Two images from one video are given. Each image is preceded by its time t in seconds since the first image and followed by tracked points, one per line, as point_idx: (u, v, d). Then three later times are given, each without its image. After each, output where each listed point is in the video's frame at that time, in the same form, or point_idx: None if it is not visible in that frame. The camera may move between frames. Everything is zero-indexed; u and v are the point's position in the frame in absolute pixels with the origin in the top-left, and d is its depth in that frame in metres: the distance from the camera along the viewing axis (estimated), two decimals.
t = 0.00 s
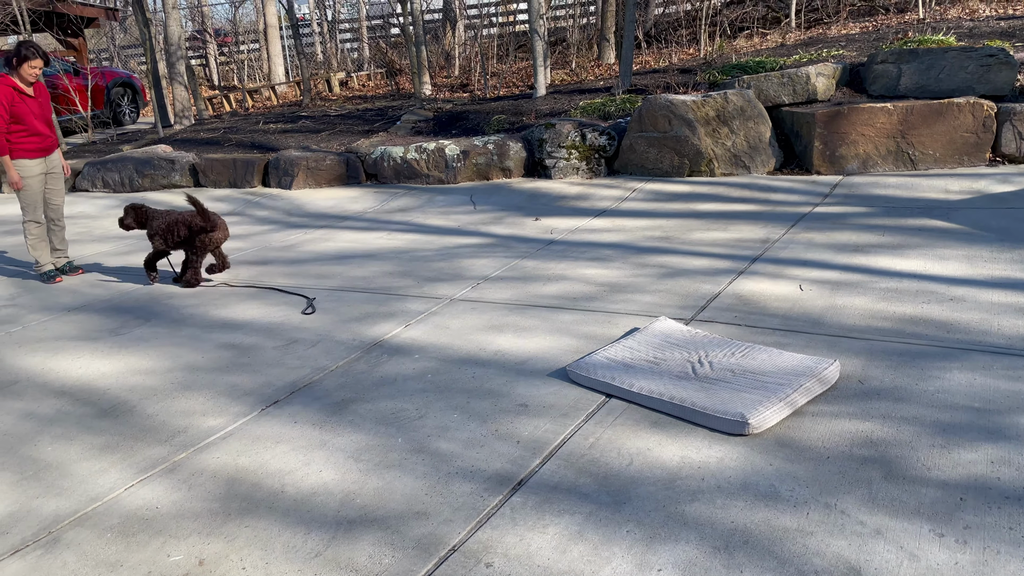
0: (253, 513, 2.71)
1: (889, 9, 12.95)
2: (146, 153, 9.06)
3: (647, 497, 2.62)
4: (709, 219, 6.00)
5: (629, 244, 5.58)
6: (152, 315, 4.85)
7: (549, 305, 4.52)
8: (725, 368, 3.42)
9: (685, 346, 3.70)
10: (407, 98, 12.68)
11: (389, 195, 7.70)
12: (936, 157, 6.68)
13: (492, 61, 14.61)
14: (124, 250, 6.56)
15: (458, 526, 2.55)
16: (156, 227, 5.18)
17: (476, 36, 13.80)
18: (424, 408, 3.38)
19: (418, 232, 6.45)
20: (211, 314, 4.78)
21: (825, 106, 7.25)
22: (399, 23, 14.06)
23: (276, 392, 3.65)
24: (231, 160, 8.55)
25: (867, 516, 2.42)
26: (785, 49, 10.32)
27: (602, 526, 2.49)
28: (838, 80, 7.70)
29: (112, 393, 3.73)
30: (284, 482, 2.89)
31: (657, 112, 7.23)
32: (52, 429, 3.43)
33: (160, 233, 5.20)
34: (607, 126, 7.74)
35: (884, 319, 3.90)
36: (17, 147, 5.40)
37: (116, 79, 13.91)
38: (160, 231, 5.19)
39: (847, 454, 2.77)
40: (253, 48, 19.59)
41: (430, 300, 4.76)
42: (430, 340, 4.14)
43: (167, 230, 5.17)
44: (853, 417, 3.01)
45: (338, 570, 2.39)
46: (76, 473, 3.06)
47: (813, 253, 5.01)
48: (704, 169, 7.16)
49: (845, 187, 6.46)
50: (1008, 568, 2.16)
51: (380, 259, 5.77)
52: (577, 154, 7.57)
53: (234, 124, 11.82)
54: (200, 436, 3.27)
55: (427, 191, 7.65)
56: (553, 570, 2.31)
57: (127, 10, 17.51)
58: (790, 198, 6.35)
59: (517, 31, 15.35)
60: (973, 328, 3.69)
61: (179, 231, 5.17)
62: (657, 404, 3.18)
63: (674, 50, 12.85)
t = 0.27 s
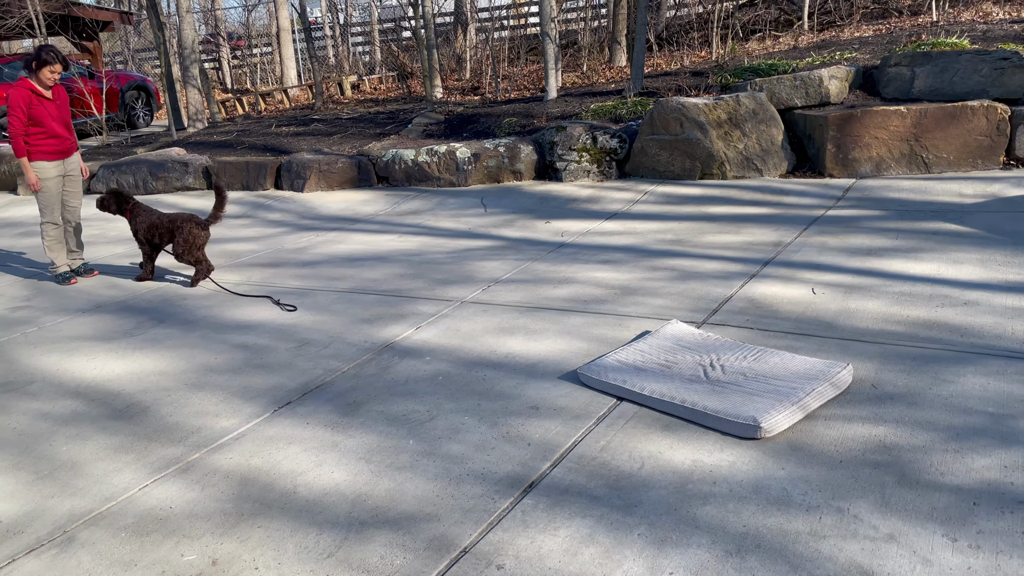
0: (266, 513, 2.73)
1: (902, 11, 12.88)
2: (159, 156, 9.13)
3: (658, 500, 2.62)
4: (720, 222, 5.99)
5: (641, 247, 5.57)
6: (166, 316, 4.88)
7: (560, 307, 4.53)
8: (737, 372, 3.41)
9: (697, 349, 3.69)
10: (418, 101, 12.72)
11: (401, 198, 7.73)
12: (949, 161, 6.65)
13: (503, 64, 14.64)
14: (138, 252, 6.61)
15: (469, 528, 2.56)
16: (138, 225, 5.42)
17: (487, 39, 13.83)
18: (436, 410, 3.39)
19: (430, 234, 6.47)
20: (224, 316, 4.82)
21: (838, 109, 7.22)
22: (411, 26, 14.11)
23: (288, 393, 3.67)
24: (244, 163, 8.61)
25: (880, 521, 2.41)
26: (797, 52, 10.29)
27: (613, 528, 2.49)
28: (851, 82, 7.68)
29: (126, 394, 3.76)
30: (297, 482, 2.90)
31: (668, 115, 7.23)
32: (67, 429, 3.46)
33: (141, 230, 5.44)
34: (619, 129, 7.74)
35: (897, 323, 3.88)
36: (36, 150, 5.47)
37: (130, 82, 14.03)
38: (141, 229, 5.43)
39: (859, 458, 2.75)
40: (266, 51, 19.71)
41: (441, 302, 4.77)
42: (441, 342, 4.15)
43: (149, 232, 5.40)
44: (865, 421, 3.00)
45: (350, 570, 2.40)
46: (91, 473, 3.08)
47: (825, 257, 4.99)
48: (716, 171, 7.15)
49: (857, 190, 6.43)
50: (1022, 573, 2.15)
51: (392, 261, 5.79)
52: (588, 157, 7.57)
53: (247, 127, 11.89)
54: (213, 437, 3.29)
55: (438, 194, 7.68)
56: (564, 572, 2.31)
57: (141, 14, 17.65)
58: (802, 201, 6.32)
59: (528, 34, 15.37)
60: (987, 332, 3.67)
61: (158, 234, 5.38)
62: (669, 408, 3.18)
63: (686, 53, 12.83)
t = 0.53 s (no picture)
0: (275, 515, 2.73)
1: (914, 13, 12.80)
2: (171, 159, 9.18)
3: (668, 504, 2.60)
4: (731, 225, 5.96)
5: (651, 250, 5.55)
6: (177, 318, 4.91)
7: (570, 311, 4.52)
8: (747, 375, 3.39)
9: (707, 353, 3.67)
10: (428, 104, 12.74)
11: (410, 201, 7.74)
12: (962, 164, 6.61)
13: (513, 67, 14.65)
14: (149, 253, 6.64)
15: (478, 531, 2.55)
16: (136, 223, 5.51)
17: (497, 42, 13.84)
18: (445, 412, 3.39)
19: (439, 237, 6.47)
20: (235, 318, 4.83)
21: (849, 112, 7.19)
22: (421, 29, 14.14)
23: (298, 395, 3.67)
24: (254, 166, 8.65)
25: (892, 526, 2.39)
26: (808, 55, 10.25)
27: (623, 533, 2.48)
28: (863, 85, 7.65)
29: (138, 395, 3.78)
30: (306, 485, 2.91)
31: (678, 118, 7.21)
32: (79, 430, 3.47)
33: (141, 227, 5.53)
34: (629, 132, 7.73)
35: (910, 327, 3.85)
36: (51, 152, 5.51)
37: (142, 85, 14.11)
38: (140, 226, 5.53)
39: (871, 463, 2.73)
40: (277, 54, 19.80)
41: (451, 305, 4.77)
42: (451, 344, 4.15)
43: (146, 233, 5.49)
44: (877, 426, 2.98)
45: (359, 573, 2.39)
46: (102, 474, 3.09)
47: (837, 260, 4.96)
48: (727, 174, 7.12)
49: (869, 193, 6.39)
50: None
51: (402, 263, 5.79)
52: (598, 160, 7.56)
53: (258, 130, 11.94)
54: (223, 439, 3.30)
55: (448, 197, 7.68)
56: None
57: (154, 18, 17.76)
58: (814, 204, 6.29)
59: (538, 37, 15.38)
60: (1001, 337, 3.63)
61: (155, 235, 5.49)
62: (679, 412, 3.16)
63: (696, 56, 12.81)
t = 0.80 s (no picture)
0: (283, 516, 2.74)
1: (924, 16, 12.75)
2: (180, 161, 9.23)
3: (675, 507, 2.60)
4: (739, 228, 5.95)
5: (658, 253, 5.55)
6: (186, 320, 4.93)
7: (578, 313, 4.52)
8: (755, 378, 3.39)
9: (715, 356, 3.67)
10: (437, 107, 12.78)
11: (418, 203, 7.76)
12: (971, 167, 6.58)
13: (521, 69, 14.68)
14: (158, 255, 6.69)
15: (485, 534, 2.56)
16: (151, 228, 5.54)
17: (506, 44, 13.87)
18: (453, 414, 3.40)
19: (447, 239, 6.48)
20: (243, 319, 4.85)
21: (858, 115, 7.17)
22: (430, 33, 14.19)
23: (306, 397, 3.69)
24: (263, 168, 8.69)
25: (900, 530, 2.38)
26: (817, 57, 10.23)
27: (630, 536, 2.48)
28: (872, 88, 7.63)
29: (147, 396, 3.80)
30: (314, 486, 2.92)
31: (687, 121, 7.20)
32: (88, 430, 3.50)
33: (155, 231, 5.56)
34: (637, 134, 7.73)
35: (918, 330, 3.84)
36: (64, 154, 5.56)
37: (152, 88, 14.20)
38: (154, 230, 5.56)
39: (879, 467, 2.72)
40: (286, 56, 19.89)
41: (459, 307, 4.78)
42: (458, 346, 4.16)
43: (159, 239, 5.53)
44: (886, 430, 2.97)
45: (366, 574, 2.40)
46: (111, 474, 3.11)
47: (845, 263, 4.95)
48: (735, 178, 7.12)
49: (878, 196, 6.37)
50: None
51: (410, 266, 5.81)
52: (606, 162, 7.57)
53: (267, 132, 12.00)
54: (232, 440, 3.32)
55: (456, 199, 7.70)
56: None
57: (164, 21, 17.87)
58: (822, 207, 6.28)
59: (546, 40, 15.40)
60: (1011, 341, 3.61)
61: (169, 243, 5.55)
62: (686, 415, 3.16)
63: (704, 59, 12.80)
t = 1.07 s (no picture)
0: (289, 517, 2.75)
1: (931, 18, 12.72)
2: (187, 162, 9.26)
3: (680, 509, 2.60)
4: (745, 230, 5.94)
5: (664, 255, 5.54)
6: (192, 321, 4.95)
7: (583, 315, 4.52)
8: (760, 381, 3.38)
9: (720, 358, 3.67)
10: (443, 108, 12.80)
11: (424, 205, 7.77)
12: (978, 169, 6.55)
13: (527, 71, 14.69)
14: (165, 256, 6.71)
15: (490, 535, 2.56)
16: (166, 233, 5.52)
17: (512, 47, 13.88)
18: (458, 415, 3.40)
19: (453, 241, 6.49)
20: (249, 321, 4.87)
21: (865, 117, 7.15)
22: (436, 35, 14.21)
23: (312, 398, 3.69)
24: (270, 170, 8.71)
25: (907, 533, 2.37)
26: (824, 59, 10.21)
27: (635, 538, 2.47)
28: (878, 90, 7.61)
29: (153, 397, 3.81)
30: (319, 487, 2.92)
31: (693, 123, 7.20)
32: (95, 430, 3.51)
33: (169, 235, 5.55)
34: (643, 136, 7.72)
35: (925, 333, 3.83)
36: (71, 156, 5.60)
37: (158, 90, 14.22)
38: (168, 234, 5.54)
39: (886, 470, 2.71)
40: (292, 59, 19.95)
41: (464, 309, 4.78)
42: (464, 348, 4.16)
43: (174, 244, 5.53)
44: (892, 432, 2.96)
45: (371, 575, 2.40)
46: (117, 475, 3.12)
47: (851, 266, 4.93)
48: (741, 180, 7.11)
49: (885, 199, 6.36)
50: None
51: (415, 267, 5.81)
52: (612, 164, 7.56)
53: (273, 134, 12.03)
54: (238, 441, 3.33)
55: (461, 201, 7.71)
56: None
57: (171, 23, 17.95)
58: (829, 209, 6.26)
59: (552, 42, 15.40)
60: (1018, 343, 3.60)
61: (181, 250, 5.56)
62: (691, 416, 3.16)
63: (710, 60, 12.79)
